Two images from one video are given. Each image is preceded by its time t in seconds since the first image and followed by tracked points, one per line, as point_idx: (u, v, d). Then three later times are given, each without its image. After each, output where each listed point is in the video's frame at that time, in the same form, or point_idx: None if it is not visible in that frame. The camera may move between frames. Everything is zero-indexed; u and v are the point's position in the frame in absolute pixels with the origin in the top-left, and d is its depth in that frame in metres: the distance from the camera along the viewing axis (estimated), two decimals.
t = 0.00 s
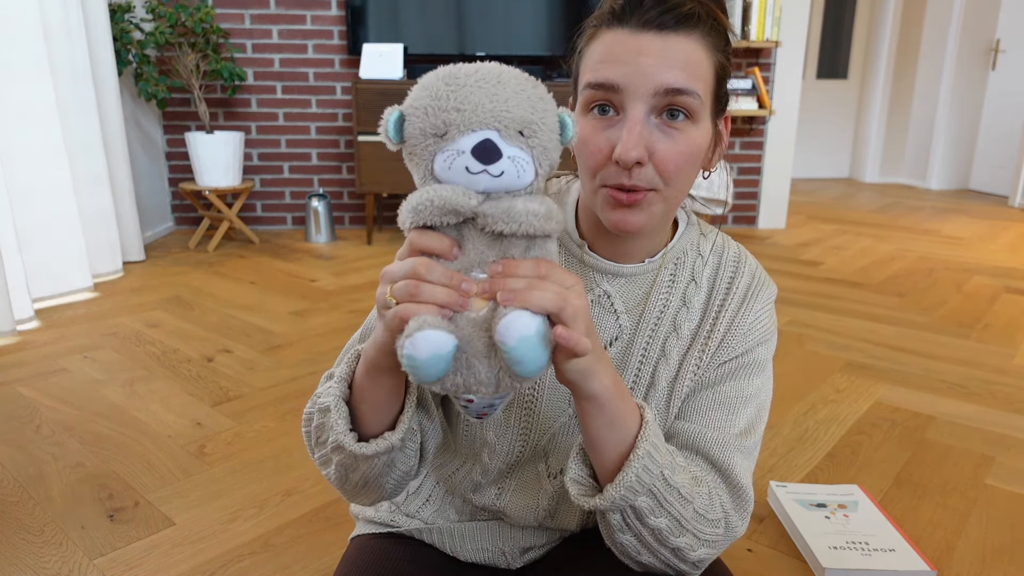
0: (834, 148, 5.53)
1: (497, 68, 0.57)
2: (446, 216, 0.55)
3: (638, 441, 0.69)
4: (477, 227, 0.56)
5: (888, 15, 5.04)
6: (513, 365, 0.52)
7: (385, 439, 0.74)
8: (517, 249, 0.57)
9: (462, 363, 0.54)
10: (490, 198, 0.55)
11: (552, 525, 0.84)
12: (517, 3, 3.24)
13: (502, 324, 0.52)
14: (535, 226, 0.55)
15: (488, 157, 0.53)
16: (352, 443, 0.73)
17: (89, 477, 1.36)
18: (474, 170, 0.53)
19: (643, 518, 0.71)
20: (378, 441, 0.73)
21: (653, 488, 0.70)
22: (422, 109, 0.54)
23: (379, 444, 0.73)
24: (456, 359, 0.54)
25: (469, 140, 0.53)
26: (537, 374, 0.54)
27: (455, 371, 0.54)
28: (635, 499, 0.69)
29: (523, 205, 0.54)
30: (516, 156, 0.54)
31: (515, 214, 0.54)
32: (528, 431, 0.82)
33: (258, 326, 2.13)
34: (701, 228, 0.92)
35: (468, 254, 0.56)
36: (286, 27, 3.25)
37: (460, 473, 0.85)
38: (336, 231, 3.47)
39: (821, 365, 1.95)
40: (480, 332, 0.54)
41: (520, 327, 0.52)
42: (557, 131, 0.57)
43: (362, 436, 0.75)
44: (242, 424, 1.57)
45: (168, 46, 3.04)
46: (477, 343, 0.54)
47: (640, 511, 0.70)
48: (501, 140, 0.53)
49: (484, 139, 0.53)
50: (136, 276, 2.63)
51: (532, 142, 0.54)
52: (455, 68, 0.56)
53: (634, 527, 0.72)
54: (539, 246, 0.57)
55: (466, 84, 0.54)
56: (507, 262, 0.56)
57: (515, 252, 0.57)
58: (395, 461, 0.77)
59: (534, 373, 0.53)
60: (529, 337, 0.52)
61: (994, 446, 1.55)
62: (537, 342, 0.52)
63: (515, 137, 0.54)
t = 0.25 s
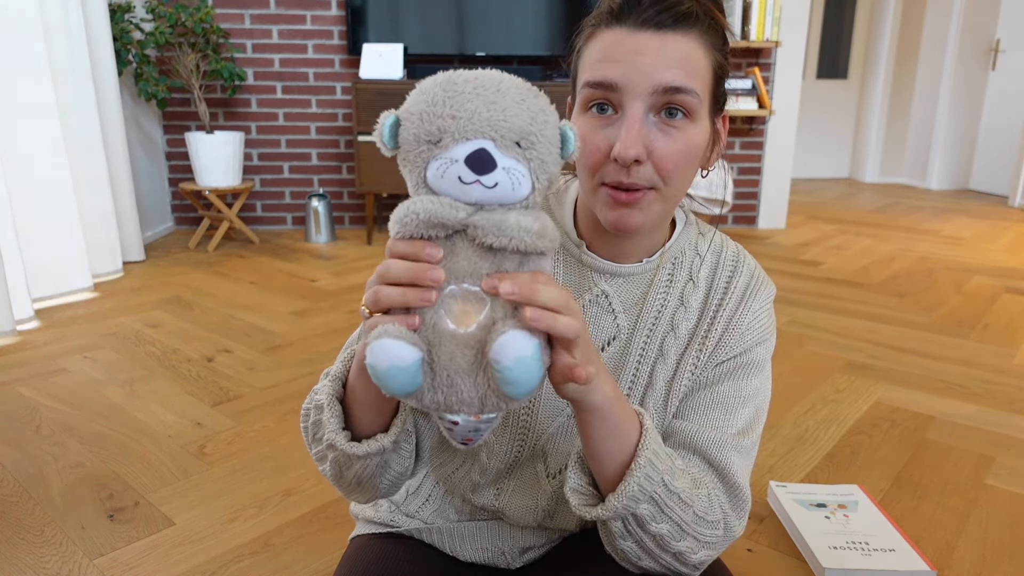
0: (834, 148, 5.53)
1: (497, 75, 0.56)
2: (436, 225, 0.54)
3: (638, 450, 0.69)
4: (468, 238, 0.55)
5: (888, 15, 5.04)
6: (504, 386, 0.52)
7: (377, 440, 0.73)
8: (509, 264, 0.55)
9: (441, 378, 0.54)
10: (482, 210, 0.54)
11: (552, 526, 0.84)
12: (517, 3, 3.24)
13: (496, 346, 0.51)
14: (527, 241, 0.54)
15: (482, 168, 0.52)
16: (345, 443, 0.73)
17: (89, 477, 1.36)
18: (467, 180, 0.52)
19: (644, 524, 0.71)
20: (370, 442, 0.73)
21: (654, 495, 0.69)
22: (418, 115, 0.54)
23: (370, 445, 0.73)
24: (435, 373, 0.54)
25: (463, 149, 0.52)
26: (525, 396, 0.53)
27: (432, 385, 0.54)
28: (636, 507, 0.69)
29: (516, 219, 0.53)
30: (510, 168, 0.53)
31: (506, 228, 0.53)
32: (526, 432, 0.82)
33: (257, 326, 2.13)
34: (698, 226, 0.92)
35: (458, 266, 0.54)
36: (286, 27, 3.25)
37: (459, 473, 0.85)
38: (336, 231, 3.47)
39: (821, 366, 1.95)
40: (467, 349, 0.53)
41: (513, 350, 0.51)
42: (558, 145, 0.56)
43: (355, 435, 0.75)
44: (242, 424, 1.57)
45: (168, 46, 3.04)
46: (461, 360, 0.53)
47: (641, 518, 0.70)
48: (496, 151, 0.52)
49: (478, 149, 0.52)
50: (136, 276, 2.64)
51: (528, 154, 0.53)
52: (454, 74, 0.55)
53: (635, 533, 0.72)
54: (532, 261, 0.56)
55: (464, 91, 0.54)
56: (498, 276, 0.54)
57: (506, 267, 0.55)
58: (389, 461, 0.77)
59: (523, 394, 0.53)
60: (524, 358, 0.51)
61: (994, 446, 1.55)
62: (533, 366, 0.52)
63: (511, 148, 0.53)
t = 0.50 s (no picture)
0: (834, 147, 5.53)
1: (494, 74, 0.57)
2: (433, 220, 0.54)
3: (636, 447, 0.69)
4: (465, 232, 0.54)
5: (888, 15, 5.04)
6: (503, 380, 0.52)
7: (378, 443, 0.73)
8: (508, 257, 0.54)
9: (439, 373, 0.54)
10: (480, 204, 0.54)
11: (552, 526, 0.84)
12: (517, 3, 3.24)
13: (495, 340, 0.51)
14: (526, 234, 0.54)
15: (479, 162, 0.52)
16: (346, 446, 0.73)
17: (89, 477, 1.36)
18: (464, 175, 0.53)
19: (642, 522, 0.70)
20: (371, 446, 0.73)
21: (652, 493, 0.69)
22: (416, 112, 0.54)
23: (372, 449, 0.73)
24: (432, 367, 0.54)
25: (461, 143, 0.53)
26: (524, 392, 0.53)
27: (430, 379, 0.54)
28: (634, 505, 0.69)
29: (513, 212, 0.53)
30: (508, 162, 0.53)
31: (505, 220, 0.53)
32: (526, 433, 0.82)
33: (257, 326, 2.13)
34: (698, 227, 0.92)
35: (456, 259, 0.54)
36: (286, 27, 3.25)
37: (459, 474, 0.85)
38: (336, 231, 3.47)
39: (822, 366, 1.95)
40: (466, 344, 0.53)
41: (514, 345, 0.51)
42: (556, 141, 0.57)
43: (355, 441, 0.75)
44: (242, 424, 1.57)
45: (168, 46, 3.04)
46: (459, 354, 0.53)
47: (639, 516, 0.70)
48: (494, 145, 0.53)
49: (476, 143, 0.52)
50: (136, 276, 2.64)
51: (526, 148, 0.54)
52: (452, 72, 0.56)
53: (633, 531, 0.72)
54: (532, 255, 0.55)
55: (461, 88, 0.54)
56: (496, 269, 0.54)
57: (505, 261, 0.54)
58: (390, 464, 0.77)
59: (523, 390, 0.53)
60: (524, 352, 0.51)
61: (994, 446, 1.54)
62: (533, 362, 0.52)
63: (508, 142, 0.53)
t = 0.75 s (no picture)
0: (834, 148, 5.53)
1: (488, 68, 0.57)
2: (429, 211, 0.54)
3: (626, 446, 0.69)
4: (462, 223, 0.54)
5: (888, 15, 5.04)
6: (500, 377, 0.51)
7: (380, 444, 0.73)
8: (505, 247, 0.54)
9: (435, 368, 0.53)
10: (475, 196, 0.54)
11: (552, 526, 0.84)
12: (516, 2, 3.24)
13: (492, 336, 0.50)
14: (523, 223, 0.53)
15: (474, 154, 0.52)
16: (348, 447, 0.73)
17: (89, 477, 1.36)
18: (459, 167, 0.52)
19: (637, 521, 0.71)
20: (372, 446, 0.73)
21: (645, 493, 0.70)
22: (410, 106, 0.54)
23: (373, 449, 0.73)
24: (428, 362, 0.53)
25: (454, 136, 0.53)
26: (523, 390, 0.52)
27: (426, 374, 0.53)
28: (628, 504, 0.70)
29: (508, 201, 0.53)
30: (503, 154, 0.53)
31: (500, 210, 0.52)
32: (526, 433, 0.82)
33: (257, 326, 2.13)
34: (698, 227, 0.92)
35: (452, 252, 0.53)
36: (286, 27, 3.25)
37: (458, 474, 0.85)
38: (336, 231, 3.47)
39: (822, 365, 1.95)
40: (463, 339, 0.52)
41: (512, 342, 0.49)
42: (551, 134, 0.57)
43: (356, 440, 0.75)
44: (243, 424, 1.57)
45: (168, 46, 3.04)
46: (456, 350, 0.52)
47: (633, 516, 0.71)
48: (488, 137, 0.53)
49: (469, 136, 0.52)
50: (136, 276, 2.64)
51: (520, 141, 0.54)
52: (446, 67, 0.56)
53: (629, 532, 0.72)
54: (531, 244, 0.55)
55: (455, 82, 0.54)
56: (494, 260, 0.53)
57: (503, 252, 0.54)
58: (392, 464, 0.77)
59: (521, 387, 0.51)
60: (522, 349, 0.49)
61: (994, 446, 1.54)
62: (533, 360, 0.50)
63: (502, 135, 0.53)
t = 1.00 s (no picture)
0: (835, 147, 5.53)
1: (483, 71, 0.55)
2: (423, 223, 0.52)
3: (624, 454, 0.69)
4: (459, 234, 0.52)
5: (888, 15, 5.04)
6: (502, 390, 0.50)
7: (389, 449, 0.73)
8: (504, 256, 0.53)
9: (434, 383, 0.52)
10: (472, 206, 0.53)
11: (552, 526, 0.84)
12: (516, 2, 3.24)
13: (494, 349, 0.49)
14: (522, 230, 0.53)
15: (470, 163, 0.51)
16: (357, 452, 0.72)
17: (89, 477, 1.36)
18: (455, 176, 0.52)
19: (636, 526, 0.71)
20: (382, 451, 0.73)
21: (644, 498, 0.70)
22: (403, 114, 0.53)
23: (382, 454, 0.72)
24: (427, 378, 0.52)
25: (450, 144, 0.52)
26: (524, 402, 0.52)
27: (425, 389, 0.52)
28: (627, 510, 0.69)
29: (507, 208, 0.52)
30: (501, 162, 0.52)
31: (501, 217, 0.52)
32: (525, 434, 0.82)
33: (257, 326, 2.13)
34: (697, 227, 0.92)
35: (449, 262, 0.52)
36: (286, 27, 3.25)
37: (458, 474, 0.85)
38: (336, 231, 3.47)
39: (822, 365, 1.95)
40: (463, 354, 0.51)
41: (514, 354, 0.49)
42: (547, 139, 0.56)
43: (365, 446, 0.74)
44: (243, 424, 1.57)
45: (168, 46, 3.04)
46: (456, 364, 0.51)
47: (632, 521, 0.71)
48: (485, 145, 0.52)
49: (465, 144, 0.51)
50: (136, 276, 2.64)
51: (517, 148, 0.53)
52: (439, 71, 0.55)
53: (629, 536, 0.72)
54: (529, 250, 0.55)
55: (449, 87, 0.53)
56: (493, 270, 0.52)
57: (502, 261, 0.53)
58: (400, 468, 0.77)
59: (523, 399, 0.51)
60: (524, 360, 0.49)
61: (995, 446, 1.54)
62: (535, 371, 0.50)
63: (499, 142, 0.52)
